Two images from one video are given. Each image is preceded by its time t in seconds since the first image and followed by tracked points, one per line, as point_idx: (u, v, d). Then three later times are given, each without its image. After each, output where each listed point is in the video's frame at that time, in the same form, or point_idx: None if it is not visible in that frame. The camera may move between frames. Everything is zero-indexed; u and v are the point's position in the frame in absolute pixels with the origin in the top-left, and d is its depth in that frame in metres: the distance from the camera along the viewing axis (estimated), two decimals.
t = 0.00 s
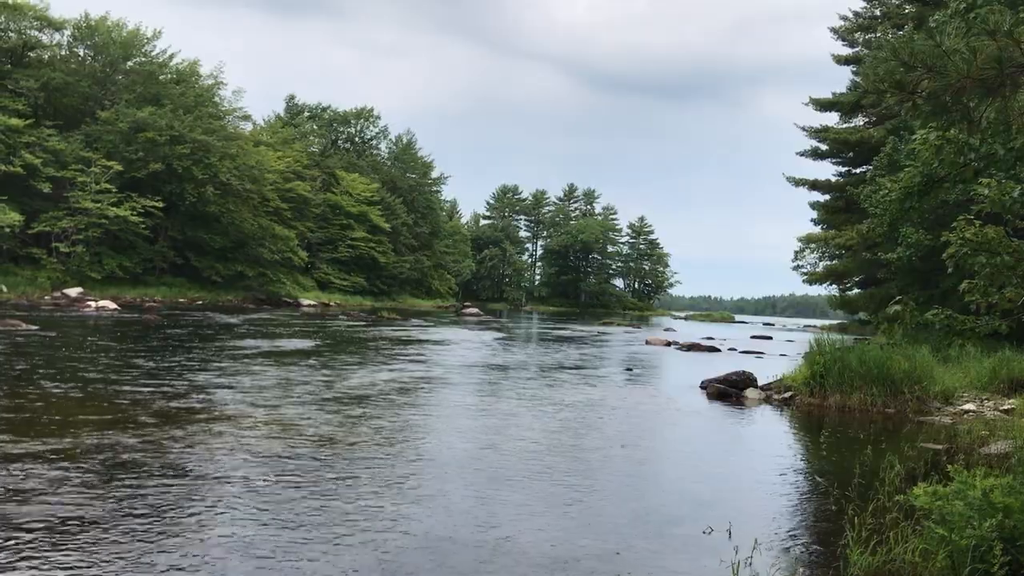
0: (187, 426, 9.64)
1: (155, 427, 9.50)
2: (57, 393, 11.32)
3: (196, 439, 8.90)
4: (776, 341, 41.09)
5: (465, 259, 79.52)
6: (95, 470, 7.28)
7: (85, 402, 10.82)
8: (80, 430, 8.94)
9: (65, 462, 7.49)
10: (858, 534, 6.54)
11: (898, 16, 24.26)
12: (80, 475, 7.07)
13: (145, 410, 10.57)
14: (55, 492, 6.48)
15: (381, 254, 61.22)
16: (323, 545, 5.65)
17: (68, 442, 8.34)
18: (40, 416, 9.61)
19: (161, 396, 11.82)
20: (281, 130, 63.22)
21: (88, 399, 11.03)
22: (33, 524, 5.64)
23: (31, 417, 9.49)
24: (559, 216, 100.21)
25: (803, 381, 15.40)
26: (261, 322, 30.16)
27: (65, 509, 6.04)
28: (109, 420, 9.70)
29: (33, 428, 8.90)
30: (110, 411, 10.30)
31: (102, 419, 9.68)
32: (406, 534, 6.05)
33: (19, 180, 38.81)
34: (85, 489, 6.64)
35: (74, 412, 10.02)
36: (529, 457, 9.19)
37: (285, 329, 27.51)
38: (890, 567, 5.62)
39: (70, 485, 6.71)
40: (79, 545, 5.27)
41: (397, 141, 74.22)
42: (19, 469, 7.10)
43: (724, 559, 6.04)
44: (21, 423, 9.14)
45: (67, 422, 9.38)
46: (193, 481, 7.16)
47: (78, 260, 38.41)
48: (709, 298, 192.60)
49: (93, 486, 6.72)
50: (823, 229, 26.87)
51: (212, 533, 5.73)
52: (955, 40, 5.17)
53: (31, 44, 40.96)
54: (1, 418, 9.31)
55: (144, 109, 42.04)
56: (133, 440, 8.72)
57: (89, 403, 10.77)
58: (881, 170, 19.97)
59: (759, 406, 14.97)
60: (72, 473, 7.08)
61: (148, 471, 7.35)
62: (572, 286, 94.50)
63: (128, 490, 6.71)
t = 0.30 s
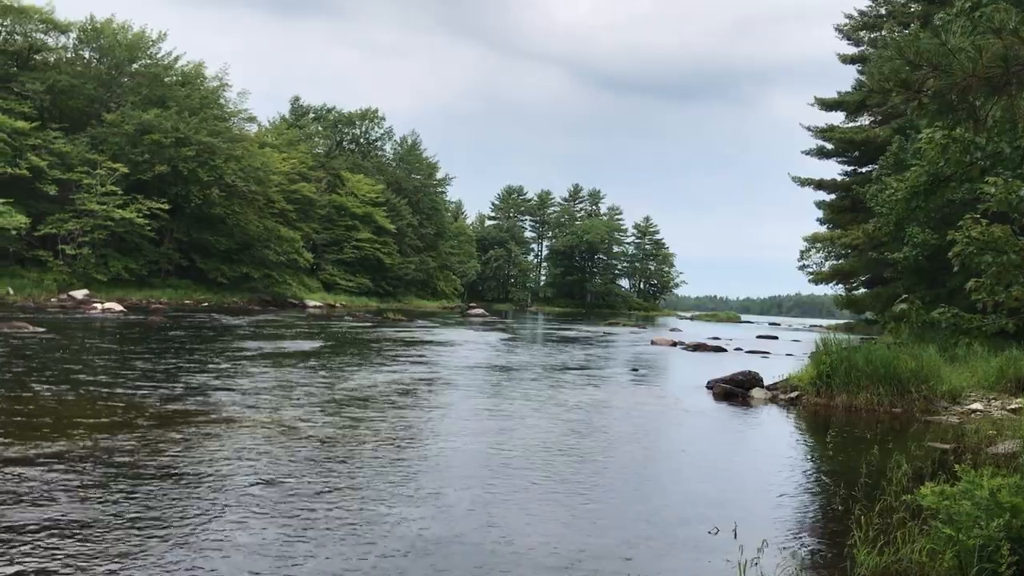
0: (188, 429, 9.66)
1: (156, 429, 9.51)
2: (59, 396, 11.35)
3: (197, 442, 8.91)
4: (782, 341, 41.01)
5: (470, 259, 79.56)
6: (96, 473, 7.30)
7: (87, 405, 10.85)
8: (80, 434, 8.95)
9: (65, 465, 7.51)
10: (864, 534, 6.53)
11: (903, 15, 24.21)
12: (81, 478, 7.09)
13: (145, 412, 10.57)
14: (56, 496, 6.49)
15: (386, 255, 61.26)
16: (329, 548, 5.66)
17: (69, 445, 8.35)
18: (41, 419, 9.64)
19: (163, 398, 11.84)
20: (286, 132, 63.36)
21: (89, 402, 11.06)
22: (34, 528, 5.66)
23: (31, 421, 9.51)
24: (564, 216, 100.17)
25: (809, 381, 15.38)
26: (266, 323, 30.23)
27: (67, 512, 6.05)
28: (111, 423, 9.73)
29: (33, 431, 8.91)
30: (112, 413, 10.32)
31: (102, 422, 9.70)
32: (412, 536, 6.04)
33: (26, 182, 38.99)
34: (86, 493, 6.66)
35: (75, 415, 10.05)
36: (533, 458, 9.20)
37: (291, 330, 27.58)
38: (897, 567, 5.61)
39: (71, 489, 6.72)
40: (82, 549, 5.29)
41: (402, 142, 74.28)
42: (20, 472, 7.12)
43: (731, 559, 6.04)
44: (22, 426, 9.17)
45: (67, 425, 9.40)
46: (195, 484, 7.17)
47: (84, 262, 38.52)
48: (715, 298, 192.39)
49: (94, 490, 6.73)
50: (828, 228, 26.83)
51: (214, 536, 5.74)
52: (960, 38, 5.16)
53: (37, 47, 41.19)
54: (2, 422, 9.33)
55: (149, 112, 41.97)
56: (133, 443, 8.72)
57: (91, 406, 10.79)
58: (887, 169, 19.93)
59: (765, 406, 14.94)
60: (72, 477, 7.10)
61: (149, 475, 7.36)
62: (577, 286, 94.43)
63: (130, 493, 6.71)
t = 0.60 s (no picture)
0: (194, 429, 9.68)
1: (161, 430, 9.53)
2: (66, 396, 11.37)
3: (204, 442, 8.93)
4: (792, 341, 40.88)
5: (480, 259, 79.56)
6: (103, 473, 7.33)
7: (94, 404, 10.87)
8: (86, 434, 8.97)
9: (71, 466, 7.53)
10: (875, 535, 6.52)
11: (916, 14, 24.09)
12: (89, 479, 7.11)
13: (152, 412, 10.59)
14: (63, 497, 6.51)
15: (396, 255, 61.31)
16: (340, 548, 5.67)
17: (75, 446, 8.37)
18: (47, 420, 9.65)
19: (170, 398, 11.87)
20: (296, 132, 63.54)
21: (98, 401, 11.10)
22: (42, 529, 5.68)
23: (37, 421, 9.53)
24: (574, 216, 100.06)
25: (820, 381, 15.32)
26: (276, 322, 30.29)
27: (73, 513, 6.07)
28: (117, 423, 9.75)
29: (39, 432, 8.93)
30: (118, 413, 10.34)
31: (108, 422, 9.72)
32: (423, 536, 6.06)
33: (38, 182, 39.24)
34: (93, 493, 6.67)
35: (82, 416, 10.06)
36: (541, 458, 9.22)
37: (301, 329, 27.66)
38: (908, 568, 5.60)
39: (78, 489, 6.74)
40: (91, 550, 5.31)
41: (412, 142, 74.33)
42: (26, 473, 7.14)
43: (742, 560, 6.05)
44: (27, 427, 9.18)
45: (77, 424, 9.46)
46: (203, 484, 7.19)
47: (95, 261, 38.69)
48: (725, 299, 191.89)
49: (102, 491, 6.75)
50: (839, 229, 26.72)
51: (222, 536, 5.76)
52: (973, 40, 5.14)
53: (50, 47, 41.39)
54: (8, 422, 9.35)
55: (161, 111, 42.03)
56: (142, 442, 8.77)
57: (98, 406, 10.81)
58: (899, 169, 19.82)
59: (775, 407, 14.90)
60: (78, 477, 7.12)
61: (155, 475, 7.38)
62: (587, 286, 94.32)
63: (137, 494, 6.74)
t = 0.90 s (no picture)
0: (206, 427, 9.69)
1: (172, 428, 9.54)
2: (83, 393, 11.46)
3: (215, 441, 8.93)
4: (809, 343, 40.64)
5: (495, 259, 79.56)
6: (113, 472, 7.33)
7: (106, 402, 10.91)
8: (98, 432, 8.99)
9: (82, 463, 7.54)
10: (893, 539, 6.46)
11: (935, 14, 23.87)
12: (98, 477, 7.10)
13: (164, 411, 10.61)
14: (78, 494, 6.54)
15: (411, 254, 61.39)
16: (352, 548, 5.65)
17: (85, 443, 8.37)
18: (59, 418, 9.68)
19: (183, 396, 11.89)
20: (313, 131, 63.79)
21: (114, 399, 11.18)
22: (60, 526, 5.71)
23: (49, 418, 9.56)
24: (589, 216, 99.92)
25: (836, 383, 15.21)
26: (291, 321, 30.36)
27: (83, 512, 6.06)
28: (129, 421, 9.77)
29: (49, 429, 8.94)
30: (134, 411, 10.39)
31: (119, 420, 9.74)
32: (437, 538, 6.03)
33: (57, 180, 39.59)
34: (105, 492, 6.68)
35: (94, 413, 10.09)
36: (554, 459, 9.19)
37: (316, 328, 27.75)
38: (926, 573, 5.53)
39: (88, 488, 6.74)
40: (98, 549, 5.29)
41: (428, 141, 74.38)
42: (36, 471, 7.15)
43: (757, 562, 6.00)
44: (39, 424, 9.21)
45: (93, 421, 9.52)
46: (214, 483, 7.18)
47: (113, 259, 38.96)
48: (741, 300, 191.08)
49: (112, 489, 6.75)
50: (855, 230, 26.54)
51: (232, 536, 5.74)
52: (998, 39, 5.06)
53: (69, 47, 41.72)
54: (20, 419, 9.39)
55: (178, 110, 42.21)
56: (158, 440, 8.81)
57: (112, 403, 10.85)
58: (917, 171, 19.66)
59: (791, 409, 14.79)
60: (89, 475, 7.12)
61: (166, 473, 7.39)
62: (602, 287, 94.12)
63: (147, 493, 6.73)
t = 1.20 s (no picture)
0: (225, 428, 9.74)
1: (191, 429, 9.58)
2: (103, 395, 11.55)
3: (234, 442, 8.96)
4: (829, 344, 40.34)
5: (512, 260, 79.51)
6: (133, 474, 7.35)
7: (126, 404, 10.95)
8: (118, 434, 9.04)
9: (101, 466, 7.57)
10: (915, 541, 6.40)
11: (956, 12, 23.64)
12: (118, 480, 7.13)
13: (184, 411, 10.67)
14: (99, 496, 6.59)
15: (429, 255, 61.48)
16: (372, 552, 5.65)
17: (106, 445, 8.44)
18: (80, 419, 9.75)
19: (202, 397, 11.96)
20: (331, 133, 64.02)
21: (133, 400, 11.27)
22: (82, 528, 5.76)
23: (70, 420, 9.63)
24: (607, 217, 99.73)
25: (856, 385, 15.10)
26: (309, 323, 30.47)
27: (103, 515, 6.08)
28: (148, 422, 9.82)
29: (70, 431, 9.00)
30: (153, 412, 10.46)
31: (139, 422, 9.78)
32: (460, 540, 6.03)
33: (78, 183, 39.98)
34: (125, 494, 6.72)
35: (115, 415, 10.15)
36: (575, 461, 9.16)
37: (334, 329, 27.81)
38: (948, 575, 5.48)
39: (107, 491, 6.75)
40: (119, 553, 5.30)
41: (446, 143, 74.41)
42: (56, 473, 7.17)
43: (777, 564, 5.97)
44: (60, 425, 9.28)
45: (112, 423, 9.59)
46: (232, 485, 7.19)
47: (133, 261, 39.26)
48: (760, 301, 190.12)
49: (133, 492, 6.77)
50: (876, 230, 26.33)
51: (252, 539, 5.75)
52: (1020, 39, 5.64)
53: (90, 50, 42.02)
54: (41, 421, 9.47)
55: (198, 113, 42.52)
56: (177, 441, 8.87)
57: (132, 404, 10.93)
58: (937, 170, 19.49)
59: (811, 411, 14.69)
60: (108, 479, 7.14)
61: (185, 476, 7.40)
62: (620, 288, 93.87)
63: (166, 495, 6.73)
